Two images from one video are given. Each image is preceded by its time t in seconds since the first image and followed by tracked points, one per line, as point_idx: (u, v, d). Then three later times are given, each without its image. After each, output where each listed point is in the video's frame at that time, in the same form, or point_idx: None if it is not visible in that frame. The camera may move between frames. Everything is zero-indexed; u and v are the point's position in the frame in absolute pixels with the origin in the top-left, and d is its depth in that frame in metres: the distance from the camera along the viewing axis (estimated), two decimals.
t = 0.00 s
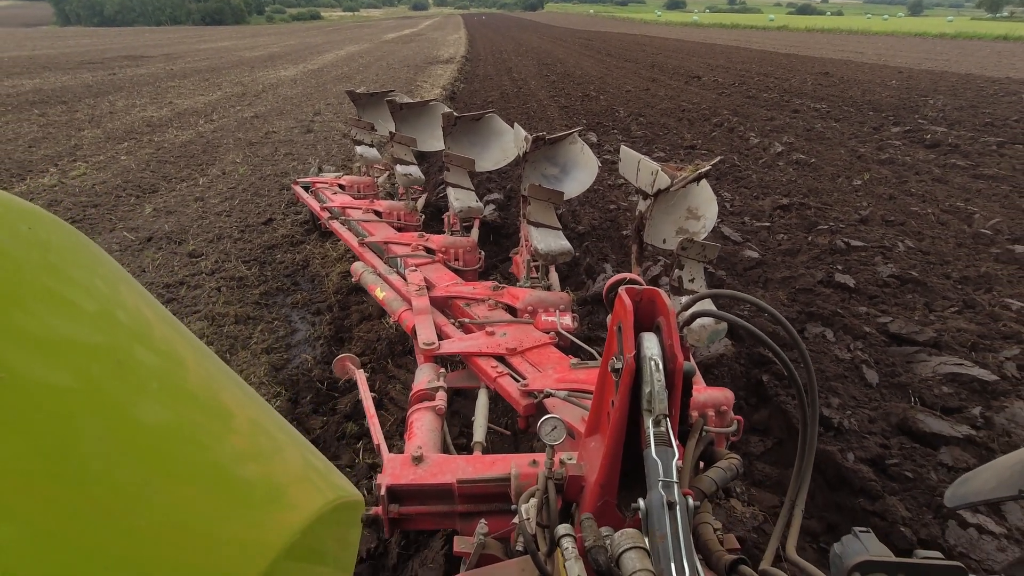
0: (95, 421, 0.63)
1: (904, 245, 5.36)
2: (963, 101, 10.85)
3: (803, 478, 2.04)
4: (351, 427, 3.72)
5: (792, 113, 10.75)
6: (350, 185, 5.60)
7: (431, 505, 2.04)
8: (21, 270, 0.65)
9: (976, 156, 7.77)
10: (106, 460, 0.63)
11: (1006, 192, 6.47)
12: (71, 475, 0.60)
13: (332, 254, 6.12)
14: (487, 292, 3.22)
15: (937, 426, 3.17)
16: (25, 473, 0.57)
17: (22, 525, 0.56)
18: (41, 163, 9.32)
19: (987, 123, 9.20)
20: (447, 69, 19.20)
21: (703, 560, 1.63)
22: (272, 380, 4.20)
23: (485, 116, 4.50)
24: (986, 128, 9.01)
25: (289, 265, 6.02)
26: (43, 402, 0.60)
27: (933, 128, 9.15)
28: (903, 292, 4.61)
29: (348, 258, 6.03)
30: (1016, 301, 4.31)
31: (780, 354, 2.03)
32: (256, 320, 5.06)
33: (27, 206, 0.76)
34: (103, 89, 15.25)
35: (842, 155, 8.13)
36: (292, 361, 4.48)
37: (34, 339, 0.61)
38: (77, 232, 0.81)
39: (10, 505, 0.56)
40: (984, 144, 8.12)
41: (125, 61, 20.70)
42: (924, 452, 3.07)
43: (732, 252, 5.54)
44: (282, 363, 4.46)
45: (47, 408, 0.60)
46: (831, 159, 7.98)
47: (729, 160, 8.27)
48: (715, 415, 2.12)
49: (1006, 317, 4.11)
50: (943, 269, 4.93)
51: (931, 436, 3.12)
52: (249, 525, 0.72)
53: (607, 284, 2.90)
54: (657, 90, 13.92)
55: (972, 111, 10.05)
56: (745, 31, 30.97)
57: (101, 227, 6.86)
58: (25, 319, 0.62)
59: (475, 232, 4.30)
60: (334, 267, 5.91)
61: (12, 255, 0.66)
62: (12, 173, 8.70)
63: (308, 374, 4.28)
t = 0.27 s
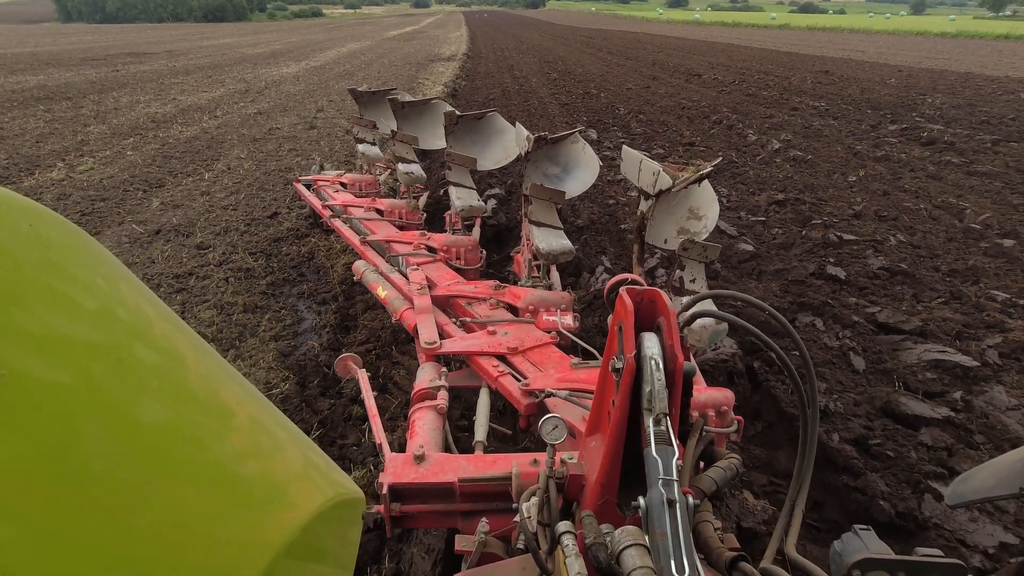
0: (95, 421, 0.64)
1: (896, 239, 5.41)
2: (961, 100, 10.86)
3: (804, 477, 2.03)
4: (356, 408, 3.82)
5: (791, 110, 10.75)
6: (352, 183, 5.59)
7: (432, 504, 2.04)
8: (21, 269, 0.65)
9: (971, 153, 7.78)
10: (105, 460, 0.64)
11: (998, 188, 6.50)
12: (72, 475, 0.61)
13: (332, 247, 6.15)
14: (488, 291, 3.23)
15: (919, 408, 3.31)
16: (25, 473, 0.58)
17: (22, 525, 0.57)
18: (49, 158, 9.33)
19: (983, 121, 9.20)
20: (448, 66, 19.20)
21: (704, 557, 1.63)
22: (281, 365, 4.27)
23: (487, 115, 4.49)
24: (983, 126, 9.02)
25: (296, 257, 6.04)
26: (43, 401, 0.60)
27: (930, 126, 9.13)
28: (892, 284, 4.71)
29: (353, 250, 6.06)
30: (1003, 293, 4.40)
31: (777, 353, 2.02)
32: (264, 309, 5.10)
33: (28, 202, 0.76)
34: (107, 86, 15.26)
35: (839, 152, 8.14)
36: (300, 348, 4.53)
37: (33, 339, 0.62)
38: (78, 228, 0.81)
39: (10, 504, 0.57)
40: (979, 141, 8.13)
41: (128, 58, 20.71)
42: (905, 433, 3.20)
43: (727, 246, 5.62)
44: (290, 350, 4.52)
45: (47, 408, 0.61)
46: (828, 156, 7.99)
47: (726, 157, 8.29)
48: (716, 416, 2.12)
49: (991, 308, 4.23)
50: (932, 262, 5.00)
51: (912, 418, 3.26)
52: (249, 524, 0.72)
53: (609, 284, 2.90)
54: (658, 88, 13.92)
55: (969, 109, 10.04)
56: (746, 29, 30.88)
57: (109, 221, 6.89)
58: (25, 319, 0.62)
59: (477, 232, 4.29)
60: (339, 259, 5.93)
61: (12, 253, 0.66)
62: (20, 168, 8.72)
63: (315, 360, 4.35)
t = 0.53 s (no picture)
0: (102, 419, 0.69)
1: (885, 234, 5.48)
2: (956, 100, 10.87)
3: (803, 479, 2.04)
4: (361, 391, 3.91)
5: (788, 110, 10.77)
6: (352, 184, 5.59)
7: (432, 506, 2.05)
8: (27, 274, 0.70)
9: (963, 151, 7.81)
10: (115, 456, 0.69)
11: (987, 186, 6.55)
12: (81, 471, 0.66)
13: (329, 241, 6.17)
14: (488, 294, 3.23)
15: (899, 393, 3.46)
16: (39, 470, 0.63)
17: (36, 519, 0.62)
18: (54, 154, 9.33)
19: (977, 121, 9.22)
20: (448, 65, 19.18)
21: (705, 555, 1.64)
22: (288, 352, 4.35)
23: (488, 117, 4.49)
24: (976, 125, 9.04)
25: (300, 250, 6.05)
26: (57, 401, 0.65)
27: (924, 125, 9.14)
28: (879, 277, 4.80)
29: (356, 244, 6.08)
30: (986, 286, 4.51)
31: (773, 359, 2.02)
32: (270, 300, 5.14)
33: (38, 204, 0.80)
34: (109, 83, 15.24)
35: (834, 151, 8.16)
36: (306, 337, 4.58)
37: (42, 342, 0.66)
38: (87, 229, 0.86)
39: (25, 499, 0.62)
40: (972, 141, 8.16)
41: (130, 56, 20.65)
42: (885, 416, 3.35)
43: (720, 240, 5.70)
44: (296, 339, 4.57)
45: (59, 408, 0.66)
46: (822, 154, 8.02)
47: (719, 154, 8.31)
48: (714, 419, 2.13)
49: (973, 299, 4.34)
50: (920, 256, 5.08)
51: (892, 402, 3.41)
52: (252, 519, 0.76)
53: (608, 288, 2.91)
54: (657, 87, 13.93)
55: (963, 109, 10.05)
56: (745, 29, 30.80)
57: (115, 216, 6.89)
58: (37, 324, 0.67)
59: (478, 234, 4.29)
60: (343, 252, 5.95)
61: (23, 259, 0.71)
62: (26, 164, 8.72)
63: (320, 348, 4.42)
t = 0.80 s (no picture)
0: (102, 418, 0.69)
1: (873, 231, 5.55)
2: (949, 100, 10.92)
3: (802, 483, 2.05)
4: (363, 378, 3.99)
5: (783, 110, 10.81)
6: (351, 185, 5.60)
7: (431, 510, 2.06)
8: (30, 274, 0.71)
9: (953, 151, 7.85)
10: (116, 455, 0.69)
11: (975, 184, 6.61)
12: (81, 470, 0.66)
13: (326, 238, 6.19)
14: (487, 297, 3.24)
15: (879, 378, 3.57)
16: (39, 469, 0.63)
17: (35, 519, 0.62)
18: (58, 152, 9.32)
19: (968, 122, 9.26)
20: (447, 65, 19.19)
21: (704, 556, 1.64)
22: (293, 341, 4.41)
23: (487, 120, 4.49)
24: (968, 126, 9.07)
25: (303, 244, 6.06)
26: (58, 399, 0.66)
27: (916, 126, 9.18)
28: (865, 271, 4.89)
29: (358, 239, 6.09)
30: (968, 280, 4.63)
31: (774, 365, 2.04)
32: (275, 292, 5.18)
33: (42, 203, 0.81)
34: (110, 82, 15.21)
35: (827, 151, 8.18)
36: (310, 328, 4.63)
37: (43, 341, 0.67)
38: (89, 230, 0.86)
39: (25, 499, 0.62)
40: (962, 141, 8.19)
41: (130, 55, 20.60)
42: (866, 400, 3.45)
43: (712, 236, 5.77)
44: (299, 330, 4.61)
45: (60, 407, 0.66)
46: (815, 154, 8.05)
47: (712, 153, 8.33)
48: (711, 424, 2.14)
49: (955, 292, 4.45)
50: (906, 252, 5.16)
51: (872, 387, 3.52)
52: (251, 520, 0.77)
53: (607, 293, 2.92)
54: (654, 88, 13.95)
55: (955, 110, 10.08)
56: (742, 30, 30.83)
57: (120, 212, 6.90)
58: (40, 322, 0.68)
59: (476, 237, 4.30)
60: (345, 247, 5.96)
61: (25, 259, 0.72)
62: (30, 161, 8.71)
63: (324, 337, 4.48)
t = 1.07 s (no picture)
0: (103, 415, 0.69)
1: (861, 228, 5.60)
2: (941, 103, 10.96)
3: (802, 490, 2.06)
4: (364, 367, 4.04)
5: (777, 112, 10.83)
6: (349, 186, 5.58)
7: (430, 517, 2.05)
8: (30, 271, 0.72)
9: (943, 152, 7.90)
10: (116, 453, 0.69)
11: (963, 185, 6.66)
12: (83, 466, 0.66)
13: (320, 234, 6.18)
14: (486, 301, 3.24)
15: (861, 366, 3.67)
16: (39, 466, 0.63)
17: (36, 514, 0.61)
18: (60, 150, 9.29)
19: (959, 123, 9.31)
20: (445, 66, 19.18)
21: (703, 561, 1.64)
22: (297, 331, 4.44)
23: (485, 122, 4.48)
24: (959, 127, 9.11)
25: (305, 241, 6.05)
26: (60, 396, 0.66)
27: (908, 127, 9.20)
28: (852, 266, 4.97)
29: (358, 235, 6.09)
30: (952, 276, 4.72)
31: (772, 375, 2.12)
32: (278, 285, 5.19)
33: (43, 206, 0.83)
34: (108, 82, 15.15)
35: (819, 151, 8.20)
36: (314, 318, 4.63)
37: (44, 336, 0.68)
38: (90, 234, 0.88)
39: (25, 495, 0.61)
40: (952, 143, 8.22)
41: (127, 55, 20.52)
42: (849, 387, 3.55)
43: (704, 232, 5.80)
44: (303, 321, 4.62)
45: (62, 404, 0.66)
46: (807, 154, 8.08)
47: (706, 153, 8.34)
48: (709, 429, 2.14)
49: (938, 287, 4.54)
50: (892, 249, 5.23)
51: (855, 374, 3.62)
52: (253, 519, 0.76)
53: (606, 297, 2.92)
54: (650, 90, 13.96)
55: (946, 112, 10.12)
56: (738, 33, 30.84)
57: (124, 208, 6.88)
58: (44, 322, 0.69)
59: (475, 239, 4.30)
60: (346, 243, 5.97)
61: (25, 259, 0.73)
62: (33, 159, 8.69)
63: (327, 327, 4.49)
